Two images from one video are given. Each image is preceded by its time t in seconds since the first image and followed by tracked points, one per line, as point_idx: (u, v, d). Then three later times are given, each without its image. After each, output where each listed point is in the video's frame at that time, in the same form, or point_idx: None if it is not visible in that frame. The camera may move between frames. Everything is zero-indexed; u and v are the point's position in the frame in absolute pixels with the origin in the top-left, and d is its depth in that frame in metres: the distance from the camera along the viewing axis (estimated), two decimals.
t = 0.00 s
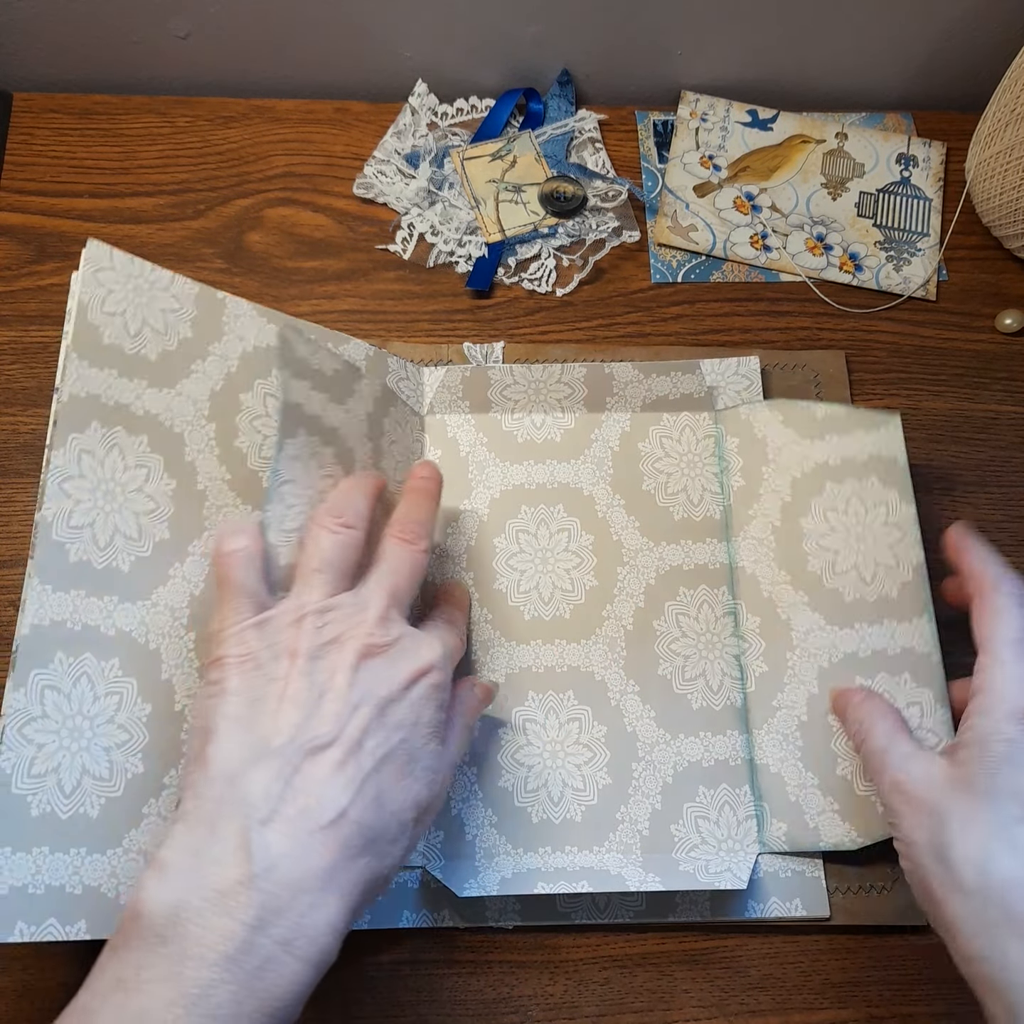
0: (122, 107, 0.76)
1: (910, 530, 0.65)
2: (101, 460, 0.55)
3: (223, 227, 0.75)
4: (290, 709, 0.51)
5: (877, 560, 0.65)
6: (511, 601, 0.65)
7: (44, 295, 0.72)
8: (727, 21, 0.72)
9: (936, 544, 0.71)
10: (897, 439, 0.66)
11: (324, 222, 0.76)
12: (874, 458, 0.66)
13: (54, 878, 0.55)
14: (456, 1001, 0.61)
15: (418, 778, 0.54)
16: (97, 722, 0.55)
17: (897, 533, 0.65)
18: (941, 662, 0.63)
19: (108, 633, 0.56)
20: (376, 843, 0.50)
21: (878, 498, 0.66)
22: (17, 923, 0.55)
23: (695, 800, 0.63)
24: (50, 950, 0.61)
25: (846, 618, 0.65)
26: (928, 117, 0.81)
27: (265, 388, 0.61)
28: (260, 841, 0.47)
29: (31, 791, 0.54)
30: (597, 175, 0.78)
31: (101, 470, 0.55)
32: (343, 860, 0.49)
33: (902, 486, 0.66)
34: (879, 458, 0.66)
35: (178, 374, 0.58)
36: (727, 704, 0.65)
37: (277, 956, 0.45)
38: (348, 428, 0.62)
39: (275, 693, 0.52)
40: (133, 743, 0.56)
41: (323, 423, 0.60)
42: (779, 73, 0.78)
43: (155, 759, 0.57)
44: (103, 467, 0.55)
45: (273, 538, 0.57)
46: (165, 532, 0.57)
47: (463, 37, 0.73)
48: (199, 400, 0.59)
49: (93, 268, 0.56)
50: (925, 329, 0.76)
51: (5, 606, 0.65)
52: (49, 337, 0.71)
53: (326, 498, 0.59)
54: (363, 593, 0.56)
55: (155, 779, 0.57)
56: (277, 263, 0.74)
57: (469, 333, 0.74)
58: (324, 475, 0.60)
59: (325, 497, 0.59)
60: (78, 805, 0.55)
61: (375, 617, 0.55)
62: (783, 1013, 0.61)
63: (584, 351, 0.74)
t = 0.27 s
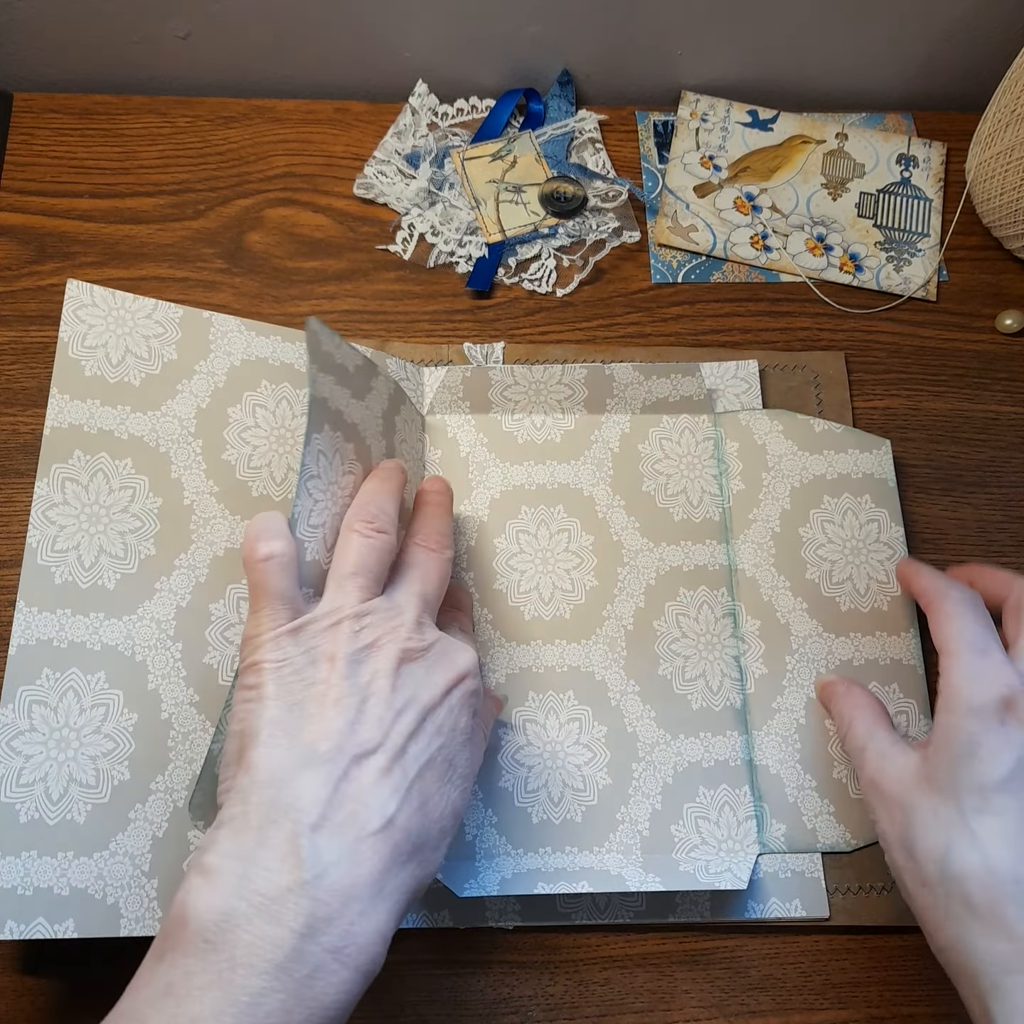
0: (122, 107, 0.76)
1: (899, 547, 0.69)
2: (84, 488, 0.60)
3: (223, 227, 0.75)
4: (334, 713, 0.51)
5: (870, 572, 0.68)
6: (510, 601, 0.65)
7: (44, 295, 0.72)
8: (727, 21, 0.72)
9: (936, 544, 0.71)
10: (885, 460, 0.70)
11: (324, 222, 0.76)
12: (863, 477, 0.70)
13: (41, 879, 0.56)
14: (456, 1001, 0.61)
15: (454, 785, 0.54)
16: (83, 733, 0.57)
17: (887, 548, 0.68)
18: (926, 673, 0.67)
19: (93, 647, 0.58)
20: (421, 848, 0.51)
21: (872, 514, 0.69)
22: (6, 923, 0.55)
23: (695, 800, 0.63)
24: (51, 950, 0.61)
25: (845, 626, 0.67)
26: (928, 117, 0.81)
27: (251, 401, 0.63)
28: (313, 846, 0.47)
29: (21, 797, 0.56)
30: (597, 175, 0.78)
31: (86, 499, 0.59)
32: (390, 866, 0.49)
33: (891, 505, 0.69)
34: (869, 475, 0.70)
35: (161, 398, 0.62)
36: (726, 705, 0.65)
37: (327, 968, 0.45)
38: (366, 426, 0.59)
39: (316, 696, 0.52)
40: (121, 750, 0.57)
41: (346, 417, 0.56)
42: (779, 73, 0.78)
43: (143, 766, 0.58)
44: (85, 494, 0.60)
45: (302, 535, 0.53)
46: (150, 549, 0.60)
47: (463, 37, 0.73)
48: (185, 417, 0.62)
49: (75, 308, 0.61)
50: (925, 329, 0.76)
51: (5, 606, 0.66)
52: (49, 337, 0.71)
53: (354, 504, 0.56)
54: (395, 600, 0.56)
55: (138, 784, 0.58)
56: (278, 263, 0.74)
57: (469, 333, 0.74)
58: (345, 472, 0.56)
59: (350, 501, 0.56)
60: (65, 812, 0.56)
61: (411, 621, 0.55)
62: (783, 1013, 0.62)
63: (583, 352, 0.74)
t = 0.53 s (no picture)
0: (122, 107, 0.76)
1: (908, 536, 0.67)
2: (98, 465, 0.58)
3: (223, 227, 0.75)
4: (325, 720, 0.51)
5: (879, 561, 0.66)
6: (511, 601, 0.65)
7: (44, 295, 0.72)
8: (727, 21, 0.72)
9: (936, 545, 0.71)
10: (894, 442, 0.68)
11: (324, 223, 0.76)
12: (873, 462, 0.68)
13: (51, 878, 0.55)
14: (457, 1001, 0.61)
15: (446, 794, 0.54)
16: (95, 724, 0.57)
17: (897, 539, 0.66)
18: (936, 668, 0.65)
19: (104, 632, 0.58)
20: (413, 858, 0.50)
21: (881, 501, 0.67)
22: (15, 924, 0.55)
23: (696, 801, 0.63)
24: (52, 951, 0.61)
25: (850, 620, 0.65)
26: (928, 118, 0.81)
27: (262, 390, 0.64)
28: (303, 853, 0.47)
29: (29, 792, 0.55)
30: (597, 175, 0.78)
31: (100, 474, 0.58)
32: (382, 873, 0.48)
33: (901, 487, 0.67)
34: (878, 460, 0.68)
35: (174, 378, 0.62)
36: (727, 704, 0.65)
37: (318, 974, 0.45)
38: (360, 426, 0.60)
39: (308, 704, 0.52)
40: (133, 743, 0.57)
41: (337, 419, 0.58)
42: (779, 74, 0.78)
43: (152, 761, 0.58)
44: (100, 472, 0.58)
45: (294, 538, 0.54)
46: (163, 534, 0.60)
47: (464, 37, 0.73)
48: (198, 400, 0.62)
49: (91, 274, 0.60)
50: (925, 330, 0.76)
51: (5, 606, 0.66)
52: (49, 338, 0.71)
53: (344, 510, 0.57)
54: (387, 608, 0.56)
55: (150, 778, 0.58)
56: (278, 263, 0.74)
57: (469, 333, 0.74)
58: (339, 472, 0.57)
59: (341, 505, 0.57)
60: (76, 807, 0.56)
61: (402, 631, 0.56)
62: (783, 1013, 0.62)
63: (584, 352, 0.74)
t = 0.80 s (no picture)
0: (122, 107, 0.76)
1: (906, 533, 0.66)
2: (91, 474, 0.60)
3: (223, 227, 0.75)
4: (304, 716, 0.51)
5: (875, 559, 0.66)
6: (510, 601, 0.65)
7: (44, 295, 0.72)
8: (727, 21, 0.72)
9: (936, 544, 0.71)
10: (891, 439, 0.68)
11: (324, 222, 0.76)
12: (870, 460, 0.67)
13: (45, 879, 0.55)
14: (456, 1001, 0.61)
15: (428, 787, 0.54)
16: (88, 726, 0.57)
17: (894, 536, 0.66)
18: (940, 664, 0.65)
19: (96, 639, 0.58)
20: (393, 850, 0.51)
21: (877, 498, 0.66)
22: (10, 923, 0.55)
23: (696, 800, 0.63)
24: (51, 951, 0.61)
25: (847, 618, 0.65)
26: (929, 117, 0.81)
27: (257, 394, 0.64)
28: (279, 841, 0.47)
29: (23, 793, 0.56)
30: (597, 175, 0.78)
31: (92, 485, 0.59)
32: (360, 865, 0.49)
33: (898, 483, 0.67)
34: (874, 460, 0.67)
35: (168, 386, 0.62)
36: (727, 704, 0.65)
37: (295, 965, 0.45)
38: (347, 430, 0.60)
39: (287, 702, 0.52)
40: (126, 746, 0.57)
41: (323, 424, 0.58)
42: (779, 73, 0.78)
43: (146, 763, 0.58)
44: (92, 481, 0.59)
45: (275, 541, 0.54)
46: (156, 541, 0.60)
47: (464, 37, 0.73)
48: (192, 406, 0.63)
49: (82, 290, 0.61)
50: (925, 329, 0.76)
51: (5, 606, 0.66)
52: (49, 338, 0.71)
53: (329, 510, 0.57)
54: (370, 607, 0.56)
55: (143, 783, 0.58)
56: (278, 263, 0.74)
57: (469, 333, 0.74)
58: (322, 476, 0.57)
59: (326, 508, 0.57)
60: (69, 809, 0.56)
61: (384, 628, 0.56)
62: (783, 1013, 0.62)
63: (584, 352, 0.74)
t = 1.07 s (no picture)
0: (122, 107, 0.76)
1: (910, 532, 0.66)
2: (93, 470, 0.59)
3: (223, 227, 0.75)
4: (293, 735, 0.51)
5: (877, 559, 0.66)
6: (511, 601, 0.65)
7: (44, 295, 0.72)
8: (727, 20, 0.72)
9: (936, 544, 0.71)
10: (892, 441, 0.68)
11: (324, 222, 0.76)
12: (872, 460, 0.67)
13: (47, 878, 0.55)
14: (456, 1001, 0.61)
15: (414, 807, 0.54)
16: (90, 725, 0.57)
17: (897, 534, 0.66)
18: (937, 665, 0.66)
19: (99, 636, 0.58)
20: (378, 870, 0.51)
21: (880, 498, 0.67)
22: (11, 923, 0.55)
23: (696, 800, 0.63)
24: (50, 952, 0.61)
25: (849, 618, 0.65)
26: (928, 117, 0.81)
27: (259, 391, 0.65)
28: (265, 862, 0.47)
29: (25, 792, 0.55)
30: (597, 175, 0.78)
31: (96, 479, 0.58)
32: (346, 887, 0.49)
33: (901, 486, 0.67)
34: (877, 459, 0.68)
35: (170, 382, 0.62)
36: (727, 705, 0.65)
37: (279, 983, 0.46)
38: (344, 429, 0.61)
39: (276, 719, 0.52)
40: (128, 745, 0.57)
41: (318, 423, 0.59)
42: (778, 73, 0.78)
43: (149, 762, 0.58)
44: (94, 477, 0.58)
45: (268, 544, 0.55)
46: (159, 537, 0.60)
47: (463, 37, 0.73)
48: (194, 403, 0.63)
49: (84, 285, 0.61)
50: (925, 329, 0.76)
51: (4, 606, 0.65)
52: (49, 338, 0.71)
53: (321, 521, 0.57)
54: (360, 618, 0.56)
55: (146, 781, 0.58)
56: (277, 263, 0.74)
57: (469, 333, 0.74)
58: (317, 478, 0.58)
59: (321, 511, 0.58)
60: (71, 808, 0.56)
61: (373, 643, 0.55)
62: (783, 1014, 0.62)
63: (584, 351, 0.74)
